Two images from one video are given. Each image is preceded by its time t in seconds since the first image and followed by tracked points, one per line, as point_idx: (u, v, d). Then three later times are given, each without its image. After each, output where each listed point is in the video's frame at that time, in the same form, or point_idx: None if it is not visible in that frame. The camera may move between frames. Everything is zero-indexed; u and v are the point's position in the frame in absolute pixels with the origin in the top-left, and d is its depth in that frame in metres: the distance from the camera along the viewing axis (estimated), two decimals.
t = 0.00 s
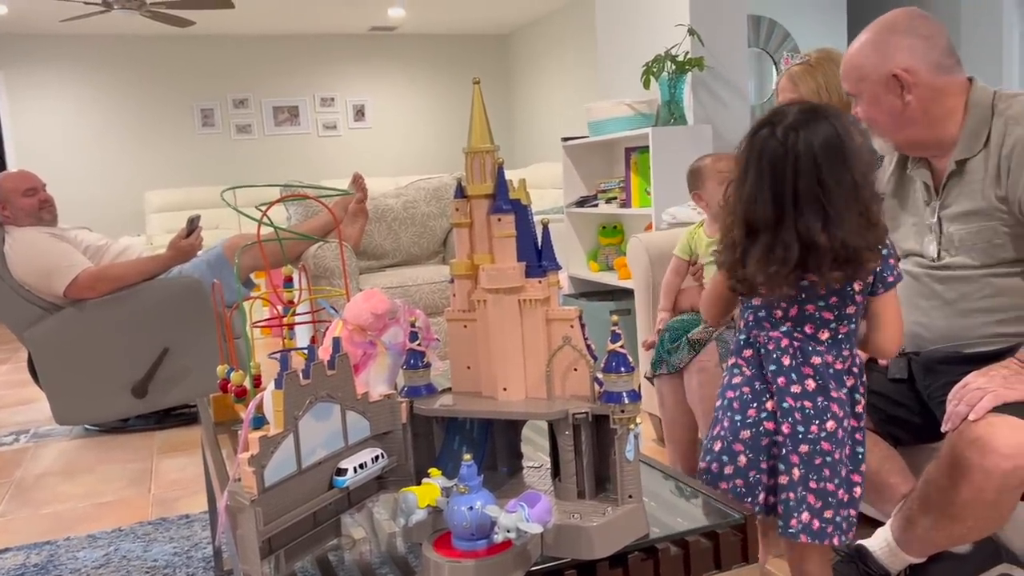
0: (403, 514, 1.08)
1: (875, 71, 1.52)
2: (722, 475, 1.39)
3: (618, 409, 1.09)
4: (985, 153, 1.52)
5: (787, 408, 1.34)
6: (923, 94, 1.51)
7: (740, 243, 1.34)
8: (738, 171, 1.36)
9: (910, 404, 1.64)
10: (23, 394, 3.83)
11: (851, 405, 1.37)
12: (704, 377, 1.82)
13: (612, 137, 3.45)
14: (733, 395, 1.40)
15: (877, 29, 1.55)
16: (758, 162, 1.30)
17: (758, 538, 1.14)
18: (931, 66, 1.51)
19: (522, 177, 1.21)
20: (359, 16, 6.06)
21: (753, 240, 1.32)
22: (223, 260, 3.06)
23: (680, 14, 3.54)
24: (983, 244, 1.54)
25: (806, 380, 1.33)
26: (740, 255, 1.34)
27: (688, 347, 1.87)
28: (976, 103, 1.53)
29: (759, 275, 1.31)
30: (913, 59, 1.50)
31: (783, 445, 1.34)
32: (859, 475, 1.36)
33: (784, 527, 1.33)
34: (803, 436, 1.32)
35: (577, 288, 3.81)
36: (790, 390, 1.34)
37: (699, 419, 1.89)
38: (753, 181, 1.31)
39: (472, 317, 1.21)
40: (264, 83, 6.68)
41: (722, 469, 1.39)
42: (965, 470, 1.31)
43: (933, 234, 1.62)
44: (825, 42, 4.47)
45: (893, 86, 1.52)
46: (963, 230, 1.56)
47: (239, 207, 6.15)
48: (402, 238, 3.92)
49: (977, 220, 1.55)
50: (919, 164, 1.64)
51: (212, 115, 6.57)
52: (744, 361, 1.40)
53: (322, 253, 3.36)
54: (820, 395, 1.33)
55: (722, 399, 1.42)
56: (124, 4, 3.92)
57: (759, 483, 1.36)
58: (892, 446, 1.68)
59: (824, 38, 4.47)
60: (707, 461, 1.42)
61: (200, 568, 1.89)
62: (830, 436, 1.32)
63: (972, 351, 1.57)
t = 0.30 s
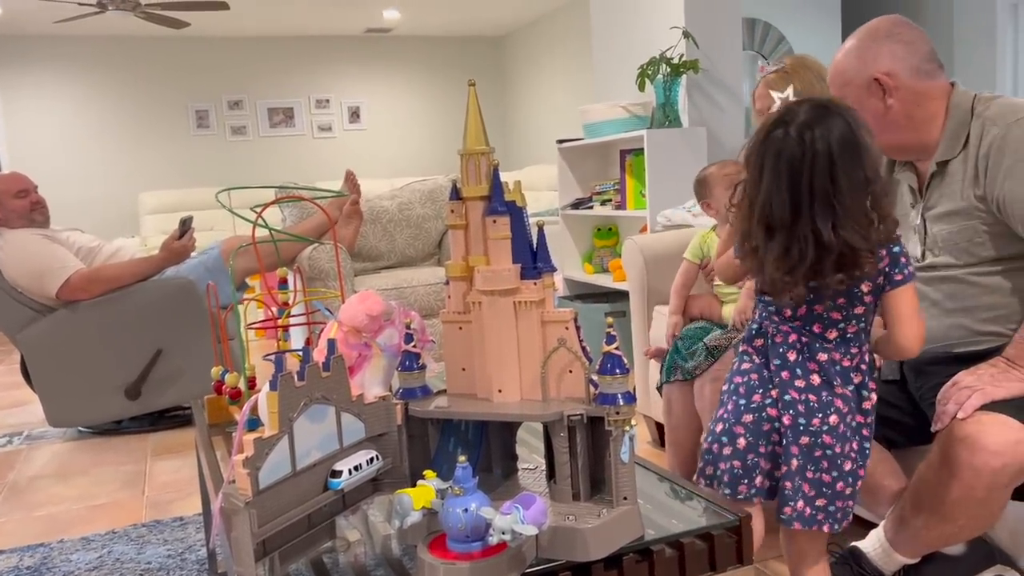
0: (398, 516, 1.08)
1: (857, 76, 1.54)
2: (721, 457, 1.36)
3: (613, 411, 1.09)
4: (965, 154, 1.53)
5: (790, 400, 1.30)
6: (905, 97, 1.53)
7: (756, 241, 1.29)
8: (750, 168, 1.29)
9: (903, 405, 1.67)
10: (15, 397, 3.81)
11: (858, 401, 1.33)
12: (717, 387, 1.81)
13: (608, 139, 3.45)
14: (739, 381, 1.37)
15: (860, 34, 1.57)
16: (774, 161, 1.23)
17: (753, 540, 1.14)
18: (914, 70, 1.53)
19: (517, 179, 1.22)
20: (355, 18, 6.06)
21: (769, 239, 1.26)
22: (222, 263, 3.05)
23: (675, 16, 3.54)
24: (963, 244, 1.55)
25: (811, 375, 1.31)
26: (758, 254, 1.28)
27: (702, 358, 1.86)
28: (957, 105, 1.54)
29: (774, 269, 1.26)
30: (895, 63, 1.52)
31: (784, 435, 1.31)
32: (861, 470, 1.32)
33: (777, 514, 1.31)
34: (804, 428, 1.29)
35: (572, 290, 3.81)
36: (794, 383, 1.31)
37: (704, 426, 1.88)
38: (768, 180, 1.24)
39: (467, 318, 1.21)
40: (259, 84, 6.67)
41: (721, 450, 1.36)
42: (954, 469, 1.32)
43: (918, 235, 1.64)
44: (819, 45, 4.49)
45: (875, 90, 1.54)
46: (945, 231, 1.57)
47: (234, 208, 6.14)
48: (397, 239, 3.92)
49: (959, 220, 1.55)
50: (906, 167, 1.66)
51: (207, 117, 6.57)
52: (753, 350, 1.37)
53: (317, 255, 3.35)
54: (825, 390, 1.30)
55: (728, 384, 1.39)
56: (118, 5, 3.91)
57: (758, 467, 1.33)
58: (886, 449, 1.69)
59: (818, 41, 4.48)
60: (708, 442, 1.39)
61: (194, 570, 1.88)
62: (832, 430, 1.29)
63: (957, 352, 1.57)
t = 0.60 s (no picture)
0: (395, 517, 1.08)
1: (862, 72, 1.58)
2: (754, 483, 1.45)
3: (609, 412, 1.09)
4: (964, 153, 1.54)
5: (822, 424, 1.38)
6: (907, 95, 1.56)
7: (784, 247, 1.37)
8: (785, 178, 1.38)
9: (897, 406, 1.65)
10: (8, 399, 3.79)
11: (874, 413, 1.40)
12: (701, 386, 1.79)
13: (603, 142, 3.46)
14: (765, 402, 1.43)
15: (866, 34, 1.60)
16: (814, 174, 1.33)
17: (749, 539, 1.14)
18: (917, 69, 1.56)
19: (514, 181, 1.22)
20: (351, 20, 6.08)
21: (799, 246, 1.35)
22: (219, 265, 3.05)
23: (670, 19, 3.55)
24: (959, 243, 1.56)
25: (837, 395, 1.37)
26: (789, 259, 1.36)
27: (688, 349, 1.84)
28: (958, 104, 1.55)
29: (807, 279, 1.34)
30: (899, 61, 1.56)
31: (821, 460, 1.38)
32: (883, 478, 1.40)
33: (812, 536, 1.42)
34: (836, 452, 1.37)
35: (568, 291, 3.81)
36: (824, 406, 1.38)
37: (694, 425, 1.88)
38: (806, 191, 1.34)
39: (464, 320, 1.21)
40: (255, 86, 6.67)
41: (753, 475, 1.45)
42: (945, 466, 1.34)
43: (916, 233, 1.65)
44: (813, 48, 4.50)
45: (878, 86, 1.57)
46: (941, 229, 1.59)
47: (230, 210, 6.14)
48: (393, 241, 3.92)
49: (955, 218, 1.57)
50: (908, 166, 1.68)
51: (203, 118, 6.56)
52: (777, 370, 1.42)
53: (313, 256, 3.36)
54: (852, 410, 1.37)
55: (750, 406, 1.45)
56: (114, 7, 3.91)
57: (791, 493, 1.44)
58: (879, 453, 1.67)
59: (812, 44, 4.50)
60: (733, 465, 1.47)
61: (189, 571, 1.88)
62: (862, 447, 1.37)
63: (950, 351, 1.58)
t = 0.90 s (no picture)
0: (392, 519, 1.08)
1: (897, 58, 1.54)
2: (834, 517, 1.28)
3: (605, 413, 1.09)
4: (994, 152, 1.53)
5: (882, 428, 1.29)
6: (942, 84, 1.53)
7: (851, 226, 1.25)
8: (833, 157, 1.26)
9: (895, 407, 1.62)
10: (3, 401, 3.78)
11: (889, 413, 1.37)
12: (696, 385, 1.80)
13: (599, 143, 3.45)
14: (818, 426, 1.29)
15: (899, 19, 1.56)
16: (876, 153, 1.24)
17: (746, 541, 1.14)
18: (954, 59, 1.53)
19: (510, 183, 1.22)
20: (346, 21, 6.07)
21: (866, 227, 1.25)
22: (215, 266, 3.04)
23: (666, 20, 3.55)
24: (978, 243, 1.55)
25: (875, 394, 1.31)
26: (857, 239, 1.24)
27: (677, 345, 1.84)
28: (990, 103, 1.54)
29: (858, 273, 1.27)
30: (936, 49, 1.52)
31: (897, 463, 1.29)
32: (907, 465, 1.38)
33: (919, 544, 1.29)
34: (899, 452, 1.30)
35: (564, 293, 3.81)
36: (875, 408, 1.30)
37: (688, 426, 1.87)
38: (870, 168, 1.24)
39: (461, 321, 1.22)
40: (250, 87, 6.66)
41: (831, 508, 1.28)
42: (943, 466, 1.33)
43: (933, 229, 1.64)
44: (808, 50, 4.52)
45: (913, 73, 1.54)
46: (962, 228, 1.57)
47: (225, 211, 6.14)
48: (389, 242, 3.92)
49: (977, 218, 1.55)
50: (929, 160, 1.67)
51: (199, 119, 6.55)
52: (825, 389, 1.29)
53: (309, 257, 3.36)
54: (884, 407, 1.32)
55: (810, 434, 1.29)
56: (110, 7, 3.90)
57: (880, 514, 1.28)
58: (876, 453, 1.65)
59: (808, 46, 4.51)
60: (805, 502, 1.30)
61: (185, 573, 1.88)
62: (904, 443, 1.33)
63: (955, 352, 1.59)
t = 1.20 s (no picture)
0: (385, 520, 1.08)
1: (941, 48, 1.47)
2: (844, 531, 1.25)
3: (599, 415, 1.09)
4: None
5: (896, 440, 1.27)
6: (983, 81, 1.47)
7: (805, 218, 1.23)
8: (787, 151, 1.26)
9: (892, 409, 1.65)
10: None
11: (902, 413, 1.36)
12: (690, 387, 1.80)
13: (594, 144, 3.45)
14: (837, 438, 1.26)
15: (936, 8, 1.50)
16: (829, 146, 1.23)
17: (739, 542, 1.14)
18: (999, 54, 1.47)
19: (503, 185, 1.22)
20: (340, 21, 6.06)
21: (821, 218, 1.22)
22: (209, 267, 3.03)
23: (660, 21, 3.56)
24: (1002, 250, 1.51)
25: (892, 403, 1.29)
26: (812, 230, 1.22)
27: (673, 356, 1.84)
28: None
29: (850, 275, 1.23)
30: (982, 43, 1.45)
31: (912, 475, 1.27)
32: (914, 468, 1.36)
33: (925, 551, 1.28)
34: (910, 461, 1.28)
35: (558, 294, 3.81)
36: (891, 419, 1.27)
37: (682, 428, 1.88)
38: (822, 160, 1.23)
39: (454, 322, 1.21)
40: (245, 87, 6.65)
41: (841, 524, 1.25)
42: (937, 467, 1.33)
43: (954, 230, 1.60)
44: (801, 52, 4.53)
45: (955, 66, 1.47)
46: (989, 231, 1.53)
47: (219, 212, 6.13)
48: (383, 243, 3.91)
49: (1004, 225, 1.51)
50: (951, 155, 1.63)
51: (193, 120, 6.53)
52: (841, 402, 1.25)
53: (303, 258, 3.35)
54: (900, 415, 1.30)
55: (823, 449, 1.25)
56: (104, 7, 3.88)
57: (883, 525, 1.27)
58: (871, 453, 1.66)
59: (802, 48, 4.52)
60: (814, 516, 1.26)
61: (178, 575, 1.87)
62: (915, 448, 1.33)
63: (957, 355, 1.57)
